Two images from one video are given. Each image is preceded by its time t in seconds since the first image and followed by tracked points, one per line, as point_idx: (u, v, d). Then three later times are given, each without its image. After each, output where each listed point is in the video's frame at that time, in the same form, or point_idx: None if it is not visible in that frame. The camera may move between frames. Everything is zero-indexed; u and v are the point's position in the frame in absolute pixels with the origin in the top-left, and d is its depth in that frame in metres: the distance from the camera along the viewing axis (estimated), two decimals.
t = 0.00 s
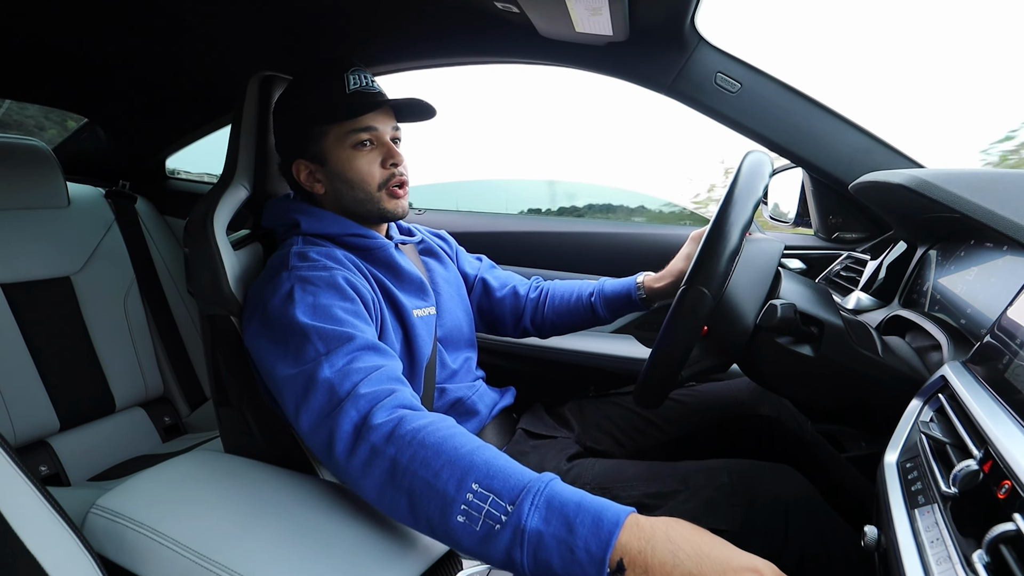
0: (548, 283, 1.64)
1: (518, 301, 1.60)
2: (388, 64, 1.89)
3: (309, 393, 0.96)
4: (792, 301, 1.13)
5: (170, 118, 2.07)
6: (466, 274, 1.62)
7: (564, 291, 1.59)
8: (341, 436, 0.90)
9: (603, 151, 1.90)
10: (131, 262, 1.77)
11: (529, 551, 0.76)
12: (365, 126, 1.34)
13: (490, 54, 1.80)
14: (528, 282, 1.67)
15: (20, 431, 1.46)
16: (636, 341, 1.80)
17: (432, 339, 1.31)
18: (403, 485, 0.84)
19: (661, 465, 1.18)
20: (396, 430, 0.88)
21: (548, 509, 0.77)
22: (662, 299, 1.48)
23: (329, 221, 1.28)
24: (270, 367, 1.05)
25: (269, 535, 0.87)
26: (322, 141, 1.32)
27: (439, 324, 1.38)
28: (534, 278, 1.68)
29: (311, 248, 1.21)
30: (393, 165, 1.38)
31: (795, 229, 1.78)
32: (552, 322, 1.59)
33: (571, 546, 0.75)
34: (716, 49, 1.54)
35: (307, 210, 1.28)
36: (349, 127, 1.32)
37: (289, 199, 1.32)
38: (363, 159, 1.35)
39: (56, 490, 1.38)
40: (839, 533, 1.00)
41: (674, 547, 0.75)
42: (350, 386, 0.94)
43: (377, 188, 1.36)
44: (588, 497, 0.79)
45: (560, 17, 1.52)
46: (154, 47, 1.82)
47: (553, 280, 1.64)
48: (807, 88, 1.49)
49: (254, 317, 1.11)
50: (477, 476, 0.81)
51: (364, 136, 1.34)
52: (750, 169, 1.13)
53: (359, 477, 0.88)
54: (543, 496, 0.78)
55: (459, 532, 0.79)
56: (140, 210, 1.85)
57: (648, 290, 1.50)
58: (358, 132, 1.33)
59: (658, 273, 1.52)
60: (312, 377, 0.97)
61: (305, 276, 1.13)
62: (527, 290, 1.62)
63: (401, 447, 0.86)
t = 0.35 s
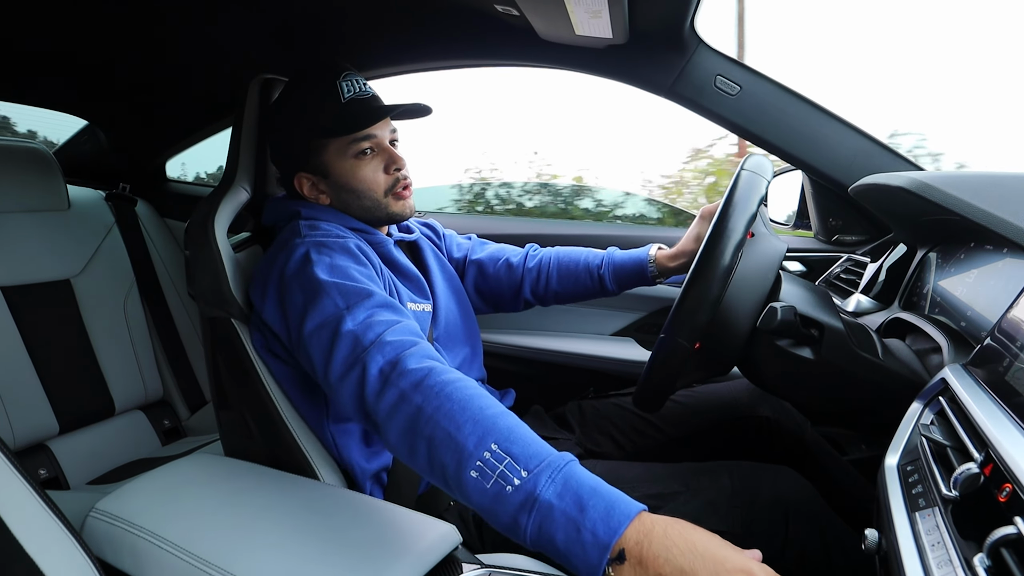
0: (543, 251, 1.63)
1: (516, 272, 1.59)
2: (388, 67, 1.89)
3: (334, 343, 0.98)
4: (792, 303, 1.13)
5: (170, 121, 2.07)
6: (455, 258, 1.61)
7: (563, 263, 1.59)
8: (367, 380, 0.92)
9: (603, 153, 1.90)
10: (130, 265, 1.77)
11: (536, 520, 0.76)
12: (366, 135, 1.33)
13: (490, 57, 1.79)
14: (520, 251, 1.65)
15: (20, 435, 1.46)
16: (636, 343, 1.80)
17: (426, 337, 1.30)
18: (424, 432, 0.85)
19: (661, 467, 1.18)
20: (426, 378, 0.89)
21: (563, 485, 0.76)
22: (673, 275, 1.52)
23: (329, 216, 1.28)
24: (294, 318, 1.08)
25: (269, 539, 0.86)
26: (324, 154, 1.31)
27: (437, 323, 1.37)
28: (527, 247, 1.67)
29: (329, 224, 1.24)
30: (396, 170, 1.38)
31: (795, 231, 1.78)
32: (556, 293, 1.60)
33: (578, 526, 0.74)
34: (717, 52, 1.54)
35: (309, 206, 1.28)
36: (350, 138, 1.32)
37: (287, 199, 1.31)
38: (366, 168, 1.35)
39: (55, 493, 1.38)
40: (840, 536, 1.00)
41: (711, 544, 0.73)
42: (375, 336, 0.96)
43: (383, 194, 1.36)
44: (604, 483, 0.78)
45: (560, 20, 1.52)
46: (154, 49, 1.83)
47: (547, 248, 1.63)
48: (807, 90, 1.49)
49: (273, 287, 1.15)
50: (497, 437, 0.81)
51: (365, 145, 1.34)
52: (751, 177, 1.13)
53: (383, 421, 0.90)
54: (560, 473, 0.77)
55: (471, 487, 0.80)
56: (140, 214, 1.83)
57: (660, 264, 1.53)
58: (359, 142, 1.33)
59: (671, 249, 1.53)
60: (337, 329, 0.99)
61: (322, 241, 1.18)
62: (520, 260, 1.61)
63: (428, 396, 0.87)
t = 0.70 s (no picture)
0: (543, 247, 1.62)
1: (515, 269, 1.59)
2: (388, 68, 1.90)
3: (326, 362, 0.98)
4: (792, 306, 1.13)
5: (170, 122, 2.07)
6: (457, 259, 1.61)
7: (563, 259, 1.59)
8: (359, 399, 0.92)
9: (603, 155, 1.90)
10: (131, 267, 1.77)
11: (533, 532, 0.76)
12: (366, 139, 1.34)
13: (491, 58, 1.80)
14: (519, 247, 1.64)
15: (20, 436, 1.46)
16: (636, 345, 1.80)
17: (426, 339, 1.30)
18: (416, 450, 0.85)
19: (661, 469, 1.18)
20: (416, 396, 0.89)
21: (557, 495, 0.76)
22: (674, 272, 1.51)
23: (327, 219, 1.28)
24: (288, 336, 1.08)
25: (268, 541, 0.86)
26: (324, 157, 1.32)
27: (437, 326, 1.37)
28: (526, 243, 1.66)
29: (326, 235, 1.24)
30: (396, 175, 1.38)
31: (795, 233, 1.78)
32: (557, 290, 1.60)
33: (575, 536, 0.74)
34: (716, 55, 1.54)
35: (309, 209, 1.29)
36: (350, 143, 1.33)
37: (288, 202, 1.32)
38: (366, 172, 1.35)
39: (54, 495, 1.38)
40: (840, 538, 1.00)
41: (708, 547, 0.73)
42: (367, 353, 0.96)
43: (383, 199, 1.37)
44: (598, 491, 0.78)
45: (560, 22, 1.53)
46: (155, 51, 1.83)
47: (545, 245, 1.62)
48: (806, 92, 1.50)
49: (266, 305, 1.14)
50: (490, 452, 0.81)
51: (365, 150, 1.34)
52: (748, 181, 1.13)
53: (376, 441, 0.89)
54: (555, 484, 0.77)
55: (467, 503, 0.79)
56: (140, 214, 1.84)
57: (662, 259, 1.52)
58: (360, 146, 1.34)
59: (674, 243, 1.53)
60: (329, 346, 0.99)
61: (316, 254, 1.17)
62: (518, 258, 1.60)
63: (419, 414, 0.87)
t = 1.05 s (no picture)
0: (540, 238, 1.63)
1: (511, 261, 1.59)
2: (388, 68, 1.90)
3: (336, 343, 0.98)
4: (792, 307, 1.13)
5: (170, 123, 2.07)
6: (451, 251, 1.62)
7: (559, 254, 1.59)
8: (371, 376, 0.92)
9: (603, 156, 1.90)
10: (130, 267, 1.77)
11: (539, 510, 0.76)
12: (353, 138, 1.34)
13: (490, 59, 1.80)
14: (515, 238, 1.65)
15: (20, 437, 1.46)
16: (635, 346, 1.80)
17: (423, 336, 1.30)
18: (428, 425, 0.85)
19: (662, 469, 1.18)
20: (429, 374, 0.89)
21: (566, 476, 0.77)
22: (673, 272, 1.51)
23: (324, 218, 1.29)
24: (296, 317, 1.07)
25: (268, 541, 0.86)
26: (313, 160, 1.32)
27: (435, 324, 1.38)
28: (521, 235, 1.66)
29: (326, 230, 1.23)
30: (386, 172, 1.38)
31: (795, 234, 1.78)
32: (553, 282, 1.60)
33: (581, 517, 0.74)
34: (716, 56, 1.54)
35: (307, 209, 1.29)
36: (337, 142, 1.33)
37: (285, 203, 1.31)
38: (357, 171, 1.35)
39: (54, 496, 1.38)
40: (841, 540, 1.00)
41: (708, 539, 0.74)
42: (378, 335, 0.96)
43: (375, 197, 1.36)
44: (605, 477, 0.78)
45: (560, 23, 1.53)
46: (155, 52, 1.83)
47: (542, 236, 1.63)
48: (806, 93, 1.50)
49: (273, 290, 1.14)
50: (500, 430, 0.81)
51: (353, 149, 1.34)
52: (749, 181, 1.13)
53: (388, 417, 0.90)
54: (565, 466, 0.77)
55: (476, 478, 0.80)
56: (140, 214, 1.85)
57: (662, 260, 1.52)
58: (347, 145, 1.33)
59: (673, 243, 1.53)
60: (339, 328, 0.99)
61: (319, 246, 1.17)
62: (514, 248, 1.60)
63: (432, 391, 0.87)
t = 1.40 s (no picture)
0: (543, 253, 1.63)
1: (515, 274, 1.59)
2: (388, 68, 1.89)
3: (309, 387, 0.97)
4: (792, 306, 1.13)
5: (170, 122, 2.07)
6: (453, 260, 1.61)
7: (562, 266, 1.59)
8: (339, 430, 0.90)
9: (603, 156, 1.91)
10: (130, 267, 1.77)
11: (528, 543, 0.79)
12: (350, 129, 1.34)
13: (491, 59, 1.80)
14: (520, 253, 1.65)
15: (20, 436, 1.46)
16: (635, 345, 1.80)
17: (427, 339, 1.30)
18: (402, 479, 0.85)
19: (662, 468, 1.18)
20: (397, 426, 0.88)
21: (548, 506, 0.80)
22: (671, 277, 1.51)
23: (324, 221, 1.28)
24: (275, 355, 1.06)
25: (269, 539, 0.87)
26: (309, 149, 1.33)
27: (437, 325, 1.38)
28: (527, 250, 1.66)
29: (317, 242, 1.23)
30: (381, 166, 1.37)
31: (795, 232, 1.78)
32: (555, 295, 1.59)
33: (569, 542, 0.78)
34: (716, 55, 1.54)
35: (306, 212, 1.28)
36: (334, 133, 1.33)
37: (287, 203, 1.32)
38: (352, 163, 1.35)
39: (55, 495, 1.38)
40: (840, 539, 1.00)
41: (668, 531, 0.78)
42: (349, 382, 0.94)
43: (368, 190, 1.36)
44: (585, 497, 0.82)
45: (559, 22, 1.53)
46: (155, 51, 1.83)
47: (547, 250, 1.62)
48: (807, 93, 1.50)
49: (259, 315, 1.14)
50: (478, 473, 0.83)
51: (351, 140, 1.35)
52: (748, 180, 1.13)
53: (358, 468, 0.89)
54: (545, 495, 0.81)
55: (459, 524, 0.81)
56: (140, 214, 1.85)
57: (660, 267, 1.52)
58: (344, 136, 1.34)
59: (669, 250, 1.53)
60: (313, 371, 0.98)
61: (309, 267, 1.15)
62: (520, 263, 1.60)
63: (402, 443, 0.87)
